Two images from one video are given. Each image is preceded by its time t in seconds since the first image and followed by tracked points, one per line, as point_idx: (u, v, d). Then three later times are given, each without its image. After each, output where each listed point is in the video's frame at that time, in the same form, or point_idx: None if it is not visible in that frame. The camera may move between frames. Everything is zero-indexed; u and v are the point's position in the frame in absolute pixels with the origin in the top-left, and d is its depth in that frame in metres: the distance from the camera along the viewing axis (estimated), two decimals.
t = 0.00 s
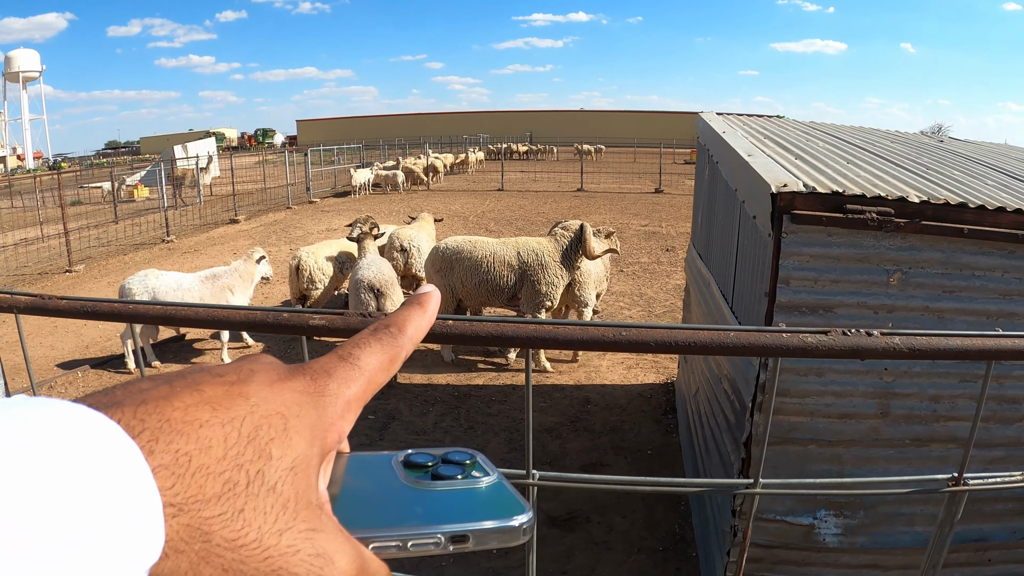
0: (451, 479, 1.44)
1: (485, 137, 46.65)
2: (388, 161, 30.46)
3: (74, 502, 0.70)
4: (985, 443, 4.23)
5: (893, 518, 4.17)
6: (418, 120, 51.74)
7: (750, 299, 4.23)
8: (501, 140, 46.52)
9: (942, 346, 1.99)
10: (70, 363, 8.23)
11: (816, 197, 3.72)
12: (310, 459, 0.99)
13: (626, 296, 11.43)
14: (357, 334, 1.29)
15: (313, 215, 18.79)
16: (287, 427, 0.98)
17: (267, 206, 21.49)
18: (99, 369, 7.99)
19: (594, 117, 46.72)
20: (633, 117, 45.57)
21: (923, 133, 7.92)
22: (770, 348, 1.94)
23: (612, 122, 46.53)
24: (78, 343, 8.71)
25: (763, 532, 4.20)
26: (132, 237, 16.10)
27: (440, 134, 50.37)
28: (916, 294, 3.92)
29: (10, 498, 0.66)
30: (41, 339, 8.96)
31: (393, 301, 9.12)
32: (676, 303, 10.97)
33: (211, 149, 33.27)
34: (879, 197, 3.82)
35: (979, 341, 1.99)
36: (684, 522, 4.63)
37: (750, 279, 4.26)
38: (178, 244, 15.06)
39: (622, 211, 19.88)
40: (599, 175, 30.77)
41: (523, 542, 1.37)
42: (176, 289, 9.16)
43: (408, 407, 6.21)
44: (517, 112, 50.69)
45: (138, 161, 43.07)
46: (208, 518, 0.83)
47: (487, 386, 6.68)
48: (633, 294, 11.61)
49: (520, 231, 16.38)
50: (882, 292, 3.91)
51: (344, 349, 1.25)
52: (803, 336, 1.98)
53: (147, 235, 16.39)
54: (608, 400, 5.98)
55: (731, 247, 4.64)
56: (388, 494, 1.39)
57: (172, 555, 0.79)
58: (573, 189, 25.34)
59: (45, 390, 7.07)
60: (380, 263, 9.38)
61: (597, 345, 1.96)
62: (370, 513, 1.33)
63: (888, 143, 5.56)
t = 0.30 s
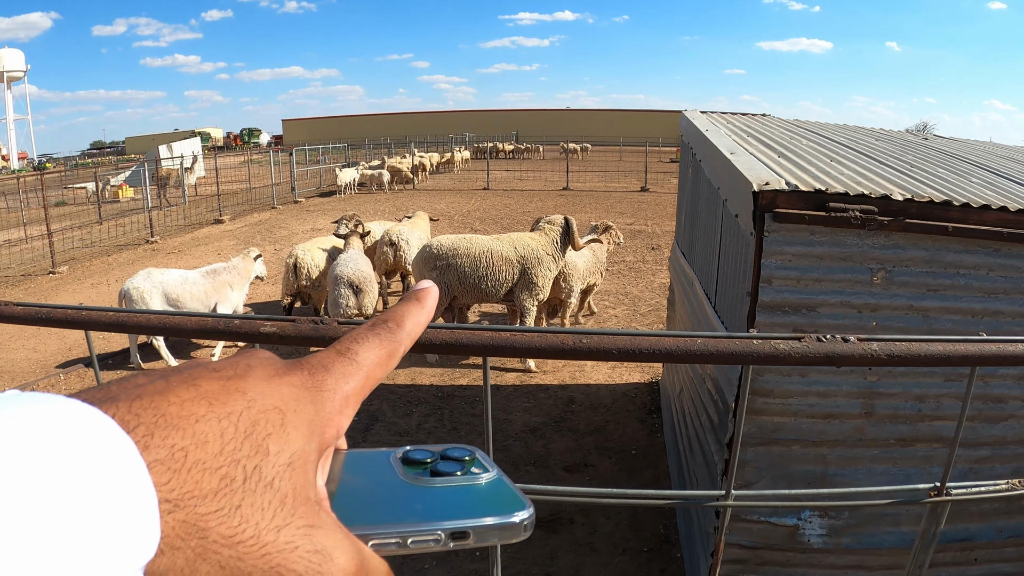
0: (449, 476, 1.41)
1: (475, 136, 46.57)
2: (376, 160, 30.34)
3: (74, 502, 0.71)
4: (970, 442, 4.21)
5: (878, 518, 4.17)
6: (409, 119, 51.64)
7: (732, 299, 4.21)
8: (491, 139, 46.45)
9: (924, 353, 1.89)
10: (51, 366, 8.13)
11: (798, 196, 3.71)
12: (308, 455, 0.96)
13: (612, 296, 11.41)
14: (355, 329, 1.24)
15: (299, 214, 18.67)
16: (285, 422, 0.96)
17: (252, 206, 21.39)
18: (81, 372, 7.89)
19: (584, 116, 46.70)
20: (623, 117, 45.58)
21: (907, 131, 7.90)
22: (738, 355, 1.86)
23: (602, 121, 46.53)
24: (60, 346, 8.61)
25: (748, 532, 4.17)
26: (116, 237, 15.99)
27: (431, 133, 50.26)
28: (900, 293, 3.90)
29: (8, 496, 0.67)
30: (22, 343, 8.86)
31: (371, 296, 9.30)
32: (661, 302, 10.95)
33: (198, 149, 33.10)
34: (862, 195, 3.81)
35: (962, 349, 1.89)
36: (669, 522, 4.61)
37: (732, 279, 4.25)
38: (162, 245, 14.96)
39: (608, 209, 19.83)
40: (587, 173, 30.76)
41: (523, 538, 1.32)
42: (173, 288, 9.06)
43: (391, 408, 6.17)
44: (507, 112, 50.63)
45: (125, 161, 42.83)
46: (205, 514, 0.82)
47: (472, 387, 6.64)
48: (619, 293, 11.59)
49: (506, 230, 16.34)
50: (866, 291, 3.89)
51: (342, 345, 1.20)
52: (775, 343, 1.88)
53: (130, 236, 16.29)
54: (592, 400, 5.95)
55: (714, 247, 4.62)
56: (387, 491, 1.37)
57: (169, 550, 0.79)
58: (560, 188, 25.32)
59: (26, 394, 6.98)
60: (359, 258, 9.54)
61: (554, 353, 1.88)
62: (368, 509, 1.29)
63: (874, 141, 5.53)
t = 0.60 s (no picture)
0: (451, 457, 1.37)
1: (469, 133, 46.55)
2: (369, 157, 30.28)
3: (62, 489, 0.67)
4: (962, 440, 4.19)
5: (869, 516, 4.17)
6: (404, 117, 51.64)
7: (721, 296, 4.20)
8: (485, 137, 46.44)
9: (910, 353, 1.83)
10: (40, 367, 8.08)
11: (787, 191, 3.70)
12: (304, 436, 0.93)
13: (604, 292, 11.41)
14: (351, 311, 1.20)
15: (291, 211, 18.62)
16: (279, 403, 0.92)
17: (244, 204, 21.38)
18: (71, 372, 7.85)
19: (578, 114, 46.72)
20: (617, 114, 45.61)
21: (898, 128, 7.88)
22: (715, 356, 1.80)
23: (597, 118, 46.56)
24: (49, 346, 8.56)
25: (739, 530, 4.16)
26: (106, 236, 15.96)
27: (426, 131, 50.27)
28: (891, 289, 3.88)
29: None
30: (11, 343, 8.81)
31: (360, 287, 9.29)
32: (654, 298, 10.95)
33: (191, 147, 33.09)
34: (853, 190, 3.79)
35: (950, 348, 1.83)
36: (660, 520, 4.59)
37: (721, 276, 4.23)
38: (153, 243, 14.94)
39: (601, 206, 19.82)
40: (580, 169, 30.76)
41: (527, 519, 1.31)
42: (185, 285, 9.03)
43: (381, 406, 6.16)
44: (502, 109, 50.63)
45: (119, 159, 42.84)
46: (197, 497, 0.78)
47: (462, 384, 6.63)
48: (611, 290, 11.60)
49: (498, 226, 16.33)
50: (856, 287, 3.88)
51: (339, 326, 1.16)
52: (755, 343, 1.82)
53: (121, 234, 16.26)
54: (583, 397, 5.93)
55: (703, 244, 4.61)
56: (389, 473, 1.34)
57: (160, 534, 0.75)
58: (553, 184, 25.33)
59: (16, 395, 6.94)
60: (353, 250, 9.56)
61: (525, 354, 1.85)
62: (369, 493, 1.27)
63: (865, 137, 5.51)
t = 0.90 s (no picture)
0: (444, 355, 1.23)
1: (478, 122, 46.42)
2: (377, 145, 30.28)
3: None
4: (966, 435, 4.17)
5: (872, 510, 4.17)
6: (412, 105, 51.53)
7: (724, 287, 4.21)
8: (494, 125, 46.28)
9: (905, 348, 1.82)
10: (49, 354, 8.16)
11: (792, 181, 3.70)
12: (248, 364, 0.99)
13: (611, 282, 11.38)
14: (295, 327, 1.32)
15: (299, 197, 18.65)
16: (217, 347, 1.01)
17: (252, 191, 21.45)
18: (78, 359, 7.90)
19: (588, 102, 46.45)
20: (627, 103, 45.34)
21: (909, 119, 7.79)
22: (708, 349, 1.79)
23: (606, 107, 46.28)
24: (58, 332, 8.64)
25: (742, 523, 4.14)
26: (114, 224, 16.05)
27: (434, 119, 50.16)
28: (897, 282, 3.86)
29: None
30: (21, 330, 8.90)
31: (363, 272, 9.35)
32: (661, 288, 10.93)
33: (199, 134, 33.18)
34: (859, 180, 3.75)
35: (946, 343, 1.82)
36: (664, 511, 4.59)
37: (724, 267, 4.24)
38: (160, 231, 15.02)
39: (608, 194, 19.76)
40: (589, 158, 30.61)
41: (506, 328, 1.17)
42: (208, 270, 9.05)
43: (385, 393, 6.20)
44: (511, 98, 50.42)
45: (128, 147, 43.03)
46: (137, 404, 0.85)
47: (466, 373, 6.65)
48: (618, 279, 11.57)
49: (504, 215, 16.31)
50: (862, 279, 3.85)
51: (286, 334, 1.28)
52: (746, 336, 1.81)
53: (129, 222, 16.35)
54: (588, 386, 5.94)
55: (708, 235, 4.60)
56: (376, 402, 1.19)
57: (108, 445, 0.79)
58: (561, 173, 25.24)
59: (26, 382, 7.01)
60: (360, 237, 9.64)
61: (514, 345, 1.85)
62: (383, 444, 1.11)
63: (873, 127, 5.47)
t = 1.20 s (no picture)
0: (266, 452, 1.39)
1: (504, 102, 46.14)
2: (404, 123, 30.26)
3: None
4: (993, 426, 4.11)
5: (894, 499, 4.13)
6: (438, 86, 51.37)
7: (751, 267, 4.23)
8: (520, 106, 45.97)
9: (931, 324, 1.70)
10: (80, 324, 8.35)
11: (822, 161, 3.70)
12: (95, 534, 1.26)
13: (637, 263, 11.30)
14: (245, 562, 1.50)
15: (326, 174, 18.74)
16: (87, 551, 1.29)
17: (279, 167, 21.59)
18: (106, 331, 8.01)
19: (615, 84, 45.95)
20: (654, 85, 44.73)
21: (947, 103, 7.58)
22: (726, 319, 1.65)
23: (634, 88, 45.70)
24: (89, 304, 8.80)
25: (761, 508, 4.14)
26: (144, 198, 16.27)
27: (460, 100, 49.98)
28: (926, 267, 3.83)
29: None
30: (52, 300, 9.08)
31: (389, 241, 9.51)
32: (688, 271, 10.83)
33: (227, 110, 33.40)
34: (890, 162, 3.73)
35: (974, 321, 1.70)
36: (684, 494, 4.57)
37: (751, 247, 4.25)
38: (189, 206, 15.21)
39: (636, 175, 19.53)
40: (617, 138, 30.27)
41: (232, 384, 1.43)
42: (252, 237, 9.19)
43: (409, 369, 6.26)
44: (538, 79, 50.00)
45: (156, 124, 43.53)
46: None
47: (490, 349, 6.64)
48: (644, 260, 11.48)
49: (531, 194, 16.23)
50: (889, 263, 3.85)
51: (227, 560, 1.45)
52: (763, 305, 1.66)
53: (158, 196, 16.57)
54: (613, 366, 5.95)
55: (735, 216, 4.58)
56: (290, 526, 1.32)
57: None
58: (588, 153, 25.01)
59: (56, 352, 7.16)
60: (390, 207, 9.75)
61: (520, 309, 1.65)
62: (233, 559, 1.23)
63: (907, 111, 5.36)
